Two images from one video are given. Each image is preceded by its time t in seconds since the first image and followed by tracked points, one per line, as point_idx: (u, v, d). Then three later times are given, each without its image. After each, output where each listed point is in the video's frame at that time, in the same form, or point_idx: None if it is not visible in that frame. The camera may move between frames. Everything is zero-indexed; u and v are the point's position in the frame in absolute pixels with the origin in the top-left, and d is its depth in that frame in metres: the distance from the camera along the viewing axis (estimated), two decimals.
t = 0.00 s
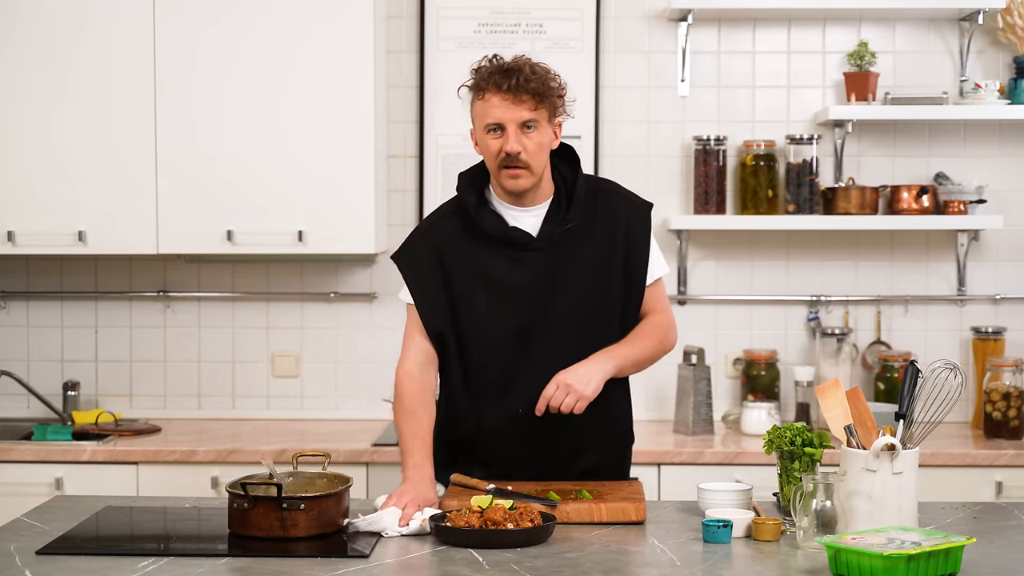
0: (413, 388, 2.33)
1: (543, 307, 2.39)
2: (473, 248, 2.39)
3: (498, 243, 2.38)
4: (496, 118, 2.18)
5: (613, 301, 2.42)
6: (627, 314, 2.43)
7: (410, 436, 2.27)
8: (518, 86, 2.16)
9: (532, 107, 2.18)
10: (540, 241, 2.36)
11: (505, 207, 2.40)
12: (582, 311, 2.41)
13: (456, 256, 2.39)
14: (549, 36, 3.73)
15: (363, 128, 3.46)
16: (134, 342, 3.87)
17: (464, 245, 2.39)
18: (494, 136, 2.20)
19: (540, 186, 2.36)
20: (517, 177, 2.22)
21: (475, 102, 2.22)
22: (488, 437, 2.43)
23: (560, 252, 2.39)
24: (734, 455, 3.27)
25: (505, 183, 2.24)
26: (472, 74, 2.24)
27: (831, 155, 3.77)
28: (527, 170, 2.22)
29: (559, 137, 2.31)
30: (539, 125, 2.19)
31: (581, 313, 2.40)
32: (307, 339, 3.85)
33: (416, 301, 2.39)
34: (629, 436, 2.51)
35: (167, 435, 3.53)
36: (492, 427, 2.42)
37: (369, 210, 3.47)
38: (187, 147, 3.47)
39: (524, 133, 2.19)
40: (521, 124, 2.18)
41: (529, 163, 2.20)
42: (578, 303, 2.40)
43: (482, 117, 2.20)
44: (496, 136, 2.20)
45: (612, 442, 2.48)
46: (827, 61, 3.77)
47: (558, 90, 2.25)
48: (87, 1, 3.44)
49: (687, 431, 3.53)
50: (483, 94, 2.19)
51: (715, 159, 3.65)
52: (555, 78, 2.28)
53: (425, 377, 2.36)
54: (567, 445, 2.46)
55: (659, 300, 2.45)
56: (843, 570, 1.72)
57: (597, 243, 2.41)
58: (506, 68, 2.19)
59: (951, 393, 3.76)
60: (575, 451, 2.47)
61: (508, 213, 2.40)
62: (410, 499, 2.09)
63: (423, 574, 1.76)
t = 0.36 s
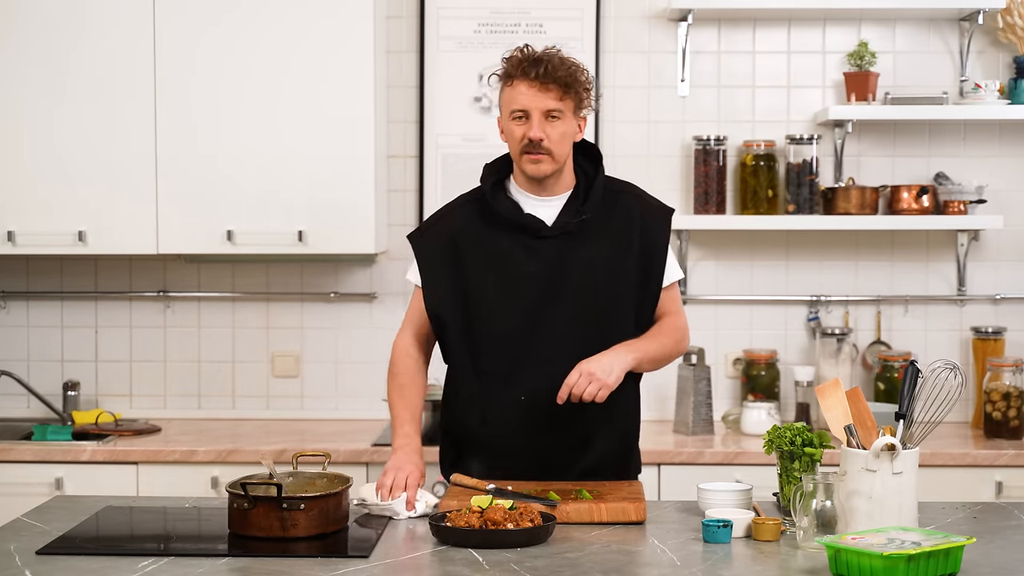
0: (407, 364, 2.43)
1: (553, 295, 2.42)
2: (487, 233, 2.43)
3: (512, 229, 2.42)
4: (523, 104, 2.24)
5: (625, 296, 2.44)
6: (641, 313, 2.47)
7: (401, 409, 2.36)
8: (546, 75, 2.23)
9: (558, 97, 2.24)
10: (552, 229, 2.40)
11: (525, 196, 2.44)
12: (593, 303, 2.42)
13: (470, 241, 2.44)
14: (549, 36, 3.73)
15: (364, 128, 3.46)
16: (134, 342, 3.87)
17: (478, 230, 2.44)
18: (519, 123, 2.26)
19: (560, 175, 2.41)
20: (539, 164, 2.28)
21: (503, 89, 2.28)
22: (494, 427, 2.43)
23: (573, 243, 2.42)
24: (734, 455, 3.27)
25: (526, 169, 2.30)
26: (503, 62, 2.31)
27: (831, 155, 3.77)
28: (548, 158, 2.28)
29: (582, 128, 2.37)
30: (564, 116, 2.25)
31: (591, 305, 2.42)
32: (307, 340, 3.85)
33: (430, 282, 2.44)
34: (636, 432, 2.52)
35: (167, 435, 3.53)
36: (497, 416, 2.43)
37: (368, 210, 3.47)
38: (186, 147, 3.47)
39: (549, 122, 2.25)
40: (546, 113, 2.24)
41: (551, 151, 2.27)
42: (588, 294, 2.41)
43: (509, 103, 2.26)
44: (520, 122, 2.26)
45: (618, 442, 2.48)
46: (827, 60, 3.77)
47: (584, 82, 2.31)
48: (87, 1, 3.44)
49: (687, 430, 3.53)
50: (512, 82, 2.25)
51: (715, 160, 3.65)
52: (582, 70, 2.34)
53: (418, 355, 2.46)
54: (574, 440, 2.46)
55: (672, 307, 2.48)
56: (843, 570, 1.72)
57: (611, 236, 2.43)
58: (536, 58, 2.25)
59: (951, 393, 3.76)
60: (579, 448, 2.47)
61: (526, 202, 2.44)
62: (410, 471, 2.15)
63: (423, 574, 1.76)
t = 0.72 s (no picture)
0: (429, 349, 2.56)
1: (563, 293, 2.46)
2: (500, 233, 2.49)
3: (524, 228, 2.48)
4: (538, 111, 2.30)
5: (635, 296, 2.47)
6: (650, 311, 2.48)
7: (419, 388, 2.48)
8: (560, 83, 2.29)
9: (573, 104, 2.30)
10: (563, 228, 2.46)
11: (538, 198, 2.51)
12: (602, 302, 2.46)
13: (483, 239, 2.50)
14: (549, 36, 3.73)
15: (364, 128, 3.46)
16: (134, 342, 3.87)
17: (491, 229, 2.50)
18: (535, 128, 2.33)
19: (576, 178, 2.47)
20: (553, 169, 2.36)
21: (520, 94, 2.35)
22: (503, 423, 2.46)
23: (584, 242, 2.47)
24: (734, 455, 3.27)
25: (541, 173, 2.38)
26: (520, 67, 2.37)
27: (831, 155, 3.77)
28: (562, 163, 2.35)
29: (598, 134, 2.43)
30: (578, 122, 2.32)
31: (600, 304, 2.46)
32: (307, 340, 3.85)
33: (445, 279, 2.50)
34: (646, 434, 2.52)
35: (167, 435, 3.53)
36: (507, 412, 2.45)
37: (368, 210, 3.47)
38: (186, 147, 3.47)
39: (564, 129, 2.32)
40: (560, 120, 2.30)
41: (565, 158, 2.34)
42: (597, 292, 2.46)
43: (525, 109, 2.32)
44: (536, 129, 2.33)
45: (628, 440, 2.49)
46: (827, 60, 3.77)
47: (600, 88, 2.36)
48: (87, 1, 3.44)
49: (687, 430, 3.53)
50: (528, 88, 2.32)
51: (715, 160, 3.65)
52: (598, 75, 2.40)
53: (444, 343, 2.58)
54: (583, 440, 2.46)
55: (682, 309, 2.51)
56: (843, 570, 1.72)
57: (621, 236, 2.48)
58: (552, 64, 2.31)
59: (950, 393, 3.77)
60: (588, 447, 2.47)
61: (538, 202, 2.51)
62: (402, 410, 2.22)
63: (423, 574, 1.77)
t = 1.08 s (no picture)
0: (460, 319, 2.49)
1: (573, 294, 2.47)
2: (510, 231, 2.50)
3: (534, 228, 2.49)
4: (558, 124, 2.23)
5: (640, 298, 2.48)
6: (648, 311, 2.48)
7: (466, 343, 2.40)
8: (584, 98, 2.22)
9: (594, 119, 2.23)
10: (571, 229, 2.46)
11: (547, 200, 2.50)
12: (610, 303, 2.47)
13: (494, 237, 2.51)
14: (549, 36, 3.73)
15: (364, 128, 3.46)
16: (135, 342, 3.87)
17: (502, 228, 2.51)
18: (553, 140, 2.26)
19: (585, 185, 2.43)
20: (569, 181, 2.30)
21: (537, 105, 2.27)
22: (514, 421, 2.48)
23: (592, 244, 2.47)
24: (734, 455, 3.27)
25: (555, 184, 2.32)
26: (537, 74, 2.29)
27: (831, 155, 3.77)
28: (579, 175, 2.30)
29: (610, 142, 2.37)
30: (597, 136, 2.26)
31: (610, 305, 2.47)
32: (307, 339, 3.85)
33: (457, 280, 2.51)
34: (656, 432, 2.55)
35: (167, 435, 3.53)
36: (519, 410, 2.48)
37: (368, 210, 3.47)
38: (186, 147, 3.47)
39: (583, 142, 2.26)
40: (580, 135, 2.24)
41: (582, 170, 2.28)
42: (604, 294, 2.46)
43: (544, 121, 2.25)
44: (554, 141, 2.26)
45: (635, 442, 2.49)
46: (827, 60, 3.77)
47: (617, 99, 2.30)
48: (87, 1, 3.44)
49: (687, 431, 3.53)
50: (547, 101, 2.24)
51: (715, 160, 3.65)
52: (614, 84, 2.33)
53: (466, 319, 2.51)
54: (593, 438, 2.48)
55: (680, 313, 2.44)
56: (843, 570, 1.72)
57: (629, 238, 2.48)
58: (573, 76, 2.24)
59: (951, 393, 3.76)
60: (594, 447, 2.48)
61: (550, 204, 2.50)
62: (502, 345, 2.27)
63: (423, 573, 1.76)
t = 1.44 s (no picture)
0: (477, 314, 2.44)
1: (591, 292, 2.48)
2: (528, 229, 2.49)
3: (551, 226, 2.48)
4: (596, 141, 2.30)
5: (654, 298, 2.52)
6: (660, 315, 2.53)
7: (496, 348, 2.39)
8: (626, 121, 2.27)
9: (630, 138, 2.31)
10: (588, 229, 2.48)
11: (560, 200, 2.51)
12: (626, 303, 2.50)
13: (512, 233, 2.49)
14: (549, 36, 3.73)
15: (364, 129, 3.46)
16: (134, 342, 3.87)
17: (520, 224, 2.49)
18: (588, 153, 2.33)
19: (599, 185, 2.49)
20: (596, 189, 2.39)
21: (579, 117, 2.31)
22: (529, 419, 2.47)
23: (607, 245, 2.49)
24: (734, 455, 3.27)
25: (579, 190, 2.41)
26: (581, 85, 2.32)
27: (831, 155, 3.77)
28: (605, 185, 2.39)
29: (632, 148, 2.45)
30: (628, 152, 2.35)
31: (626, 303, 2.50)
32: (307, 339, 3.85)
33: (474, 276, 2.46)
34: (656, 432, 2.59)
35: (167, 435, 3.54)
36: (533, 407, 2.47)
37: (368, 210, 3.47)
38: (186, 148, 3.47)
39: (615, 157, 2.34)
40: (615, 152, 2.32)
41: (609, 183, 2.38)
42: (620, 296, 2.49)
43: (583, 135, 2.30)
44: (590, 155, 2.33)
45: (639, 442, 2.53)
46: (827, 61, 3.77)
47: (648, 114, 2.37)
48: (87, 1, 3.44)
49: (687, 431, 3.53)
50: (591, 117, 2.29)
51: (715, 160, 3.65)
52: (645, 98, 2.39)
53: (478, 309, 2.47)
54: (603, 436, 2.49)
55: (682, 311, 2.55)
56: (843, 570, 1.72)
57: (642, 241, 2.52)
58: (618, 96, 2.28)
59: (950, 393, 3.77)
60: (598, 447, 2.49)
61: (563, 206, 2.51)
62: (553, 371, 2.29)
63: (423, 573, 1.77)
